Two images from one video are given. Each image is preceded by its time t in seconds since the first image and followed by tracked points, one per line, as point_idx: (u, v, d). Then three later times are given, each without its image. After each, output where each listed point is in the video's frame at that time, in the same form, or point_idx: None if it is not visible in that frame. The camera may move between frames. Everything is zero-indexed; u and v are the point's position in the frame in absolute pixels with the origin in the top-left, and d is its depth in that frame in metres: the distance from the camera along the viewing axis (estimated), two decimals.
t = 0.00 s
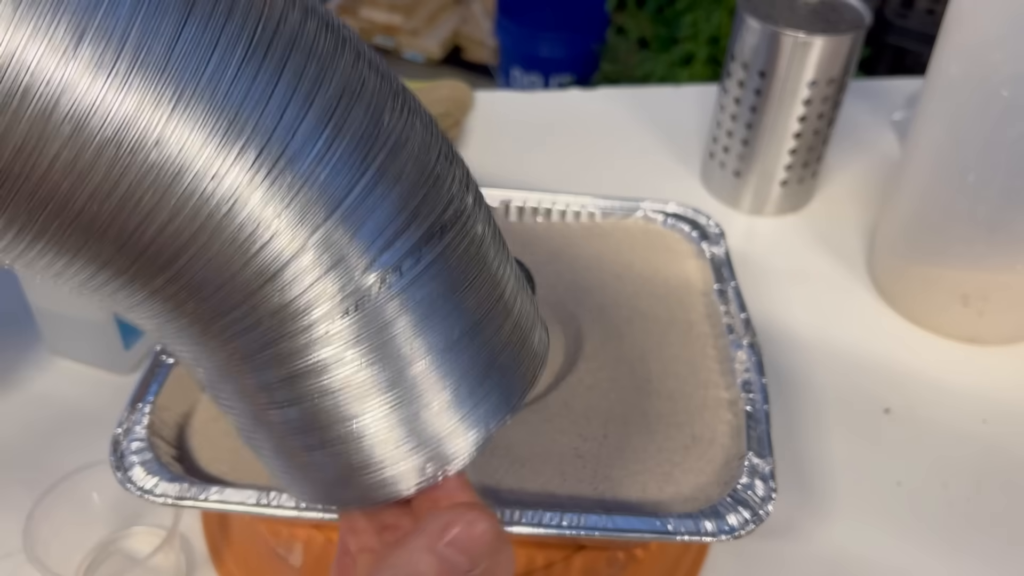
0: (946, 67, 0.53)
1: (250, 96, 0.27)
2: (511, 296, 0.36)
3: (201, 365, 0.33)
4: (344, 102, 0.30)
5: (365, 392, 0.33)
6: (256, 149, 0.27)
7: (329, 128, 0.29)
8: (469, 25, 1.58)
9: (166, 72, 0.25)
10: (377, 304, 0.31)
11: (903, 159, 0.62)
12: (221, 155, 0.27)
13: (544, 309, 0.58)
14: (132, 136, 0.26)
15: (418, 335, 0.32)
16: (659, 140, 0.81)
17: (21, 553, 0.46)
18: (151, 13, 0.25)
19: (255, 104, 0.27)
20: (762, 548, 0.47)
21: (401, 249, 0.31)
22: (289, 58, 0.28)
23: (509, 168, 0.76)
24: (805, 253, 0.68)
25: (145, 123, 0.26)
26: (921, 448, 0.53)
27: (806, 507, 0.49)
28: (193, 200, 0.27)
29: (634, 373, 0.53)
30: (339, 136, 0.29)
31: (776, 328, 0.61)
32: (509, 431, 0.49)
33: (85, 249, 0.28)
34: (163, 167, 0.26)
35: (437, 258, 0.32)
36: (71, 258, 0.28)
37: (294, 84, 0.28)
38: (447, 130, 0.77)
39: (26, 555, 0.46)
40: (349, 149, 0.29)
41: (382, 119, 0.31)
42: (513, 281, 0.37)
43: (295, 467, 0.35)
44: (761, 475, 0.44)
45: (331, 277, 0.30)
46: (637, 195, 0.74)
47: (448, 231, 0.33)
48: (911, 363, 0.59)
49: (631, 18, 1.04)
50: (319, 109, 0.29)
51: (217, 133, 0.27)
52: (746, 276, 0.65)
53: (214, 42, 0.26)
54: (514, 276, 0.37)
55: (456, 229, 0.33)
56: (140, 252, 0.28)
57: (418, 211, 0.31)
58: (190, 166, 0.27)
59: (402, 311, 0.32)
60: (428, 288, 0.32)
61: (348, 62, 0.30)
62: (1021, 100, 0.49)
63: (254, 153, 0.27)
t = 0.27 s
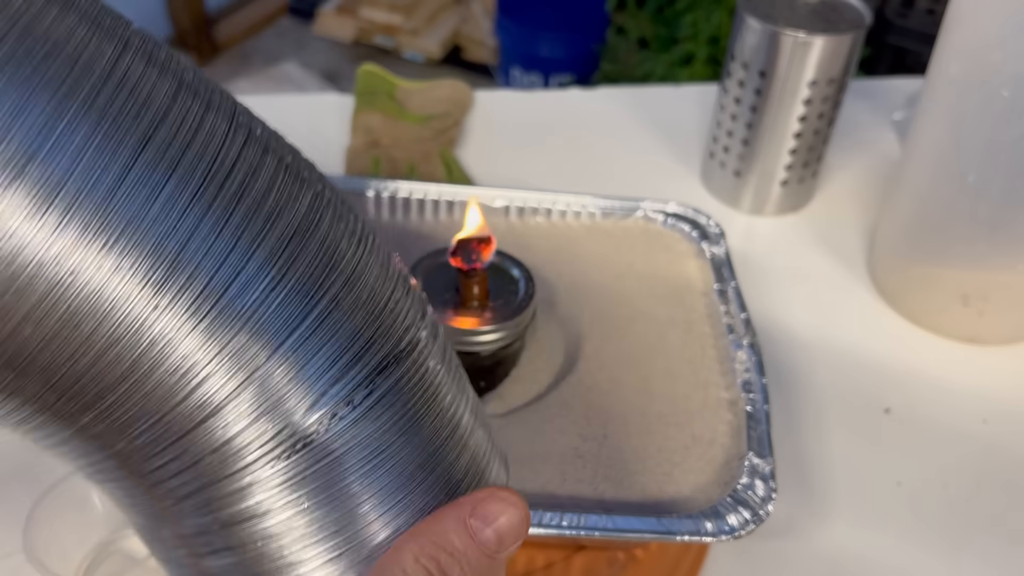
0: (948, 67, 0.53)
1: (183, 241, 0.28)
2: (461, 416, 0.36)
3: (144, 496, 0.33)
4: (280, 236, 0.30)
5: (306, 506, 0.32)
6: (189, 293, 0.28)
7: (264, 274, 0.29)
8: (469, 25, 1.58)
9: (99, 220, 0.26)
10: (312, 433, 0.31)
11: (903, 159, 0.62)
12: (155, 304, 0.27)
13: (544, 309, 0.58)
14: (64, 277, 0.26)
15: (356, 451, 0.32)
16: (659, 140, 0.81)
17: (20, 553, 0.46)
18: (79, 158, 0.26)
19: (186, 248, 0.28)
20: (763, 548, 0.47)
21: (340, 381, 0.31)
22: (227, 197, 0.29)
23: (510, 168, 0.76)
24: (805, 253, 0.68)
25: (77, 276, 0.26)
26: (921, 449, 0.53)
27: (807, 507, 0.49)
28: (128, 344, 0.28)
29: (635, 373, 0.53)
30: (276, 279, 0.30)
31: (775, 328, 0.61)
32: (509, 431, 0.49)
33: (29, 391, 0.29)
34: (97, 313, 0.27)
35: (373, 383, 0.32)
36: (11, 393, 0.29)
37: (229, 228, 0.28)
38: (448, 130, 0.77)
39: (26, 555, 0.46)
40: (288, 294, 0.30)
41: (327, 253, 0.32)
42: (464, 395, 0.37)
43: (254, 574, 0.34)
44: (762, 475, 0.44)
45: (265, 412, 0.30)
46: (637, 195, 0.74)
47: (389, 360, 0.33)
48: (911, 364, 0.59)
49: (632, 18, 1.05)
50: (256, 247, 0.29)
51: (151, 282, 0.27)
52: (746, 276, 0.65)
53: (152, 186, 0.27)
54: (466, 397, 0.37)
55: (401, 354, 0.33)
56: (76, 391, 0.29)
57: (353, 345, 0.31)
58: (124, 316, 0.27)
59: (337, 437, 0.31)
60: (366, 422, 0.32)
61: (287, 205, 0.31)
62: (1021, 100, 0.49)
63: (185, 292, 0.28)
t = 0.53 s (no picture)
0: (948, 66, 0.53)
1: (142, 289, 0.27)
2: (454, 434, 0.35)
3: (117, 572, 0.31)
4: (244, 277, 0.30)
5: (282, 515, 0.30)
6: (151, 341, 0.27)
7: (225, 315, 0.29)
8: (470, 25, 1.58)
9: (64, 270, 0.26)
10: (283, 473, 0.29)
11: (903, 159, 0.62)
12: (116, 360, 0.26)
13: (544, 309, 0.58)
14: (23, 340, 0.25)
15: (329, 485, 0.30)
16: (659, 140, 0.81)
17: (20, 554, 0.46)
18: (52, 218, 0.26)
19: (149, 301, 0.27)
20: (764, 549, 0.47)
21: (307, 412, 0.30)
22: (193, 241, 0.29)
23: (510, 168, 0.76)
24: (805, 253, 0.68)
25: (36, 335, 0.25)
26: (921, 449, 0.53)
27: (807, 507, 0.49)
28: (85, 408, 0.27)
29: (635, 373, 0.53)
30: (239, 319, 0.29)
31: (775, 328, 0.61)
32: (509, 431, 0.49)
33: None
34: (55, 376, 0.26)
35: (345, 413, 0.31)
36: None
37: (152, 250, 0.28)
38: (447, 131, 0.77)
39: (26, 555, 0.46)
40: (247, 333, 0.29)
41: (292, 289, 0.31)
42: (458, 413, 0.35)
43: None
44: (762, 475, 0.44)
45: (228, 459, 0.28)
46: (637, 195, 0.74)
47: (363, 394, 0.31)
48: (911, 363, 0.59)
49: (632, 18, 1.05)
50: (217, 291, 0.29)
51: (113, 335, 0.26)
52: (746, 276, 0.65)
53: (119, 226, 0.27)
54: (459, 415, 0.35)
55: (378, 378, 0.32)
56: None
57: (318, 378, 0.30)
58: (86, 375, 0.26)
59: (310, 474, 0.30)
60: (343, 453, 0.30)
61: (250, 247, 0.31)
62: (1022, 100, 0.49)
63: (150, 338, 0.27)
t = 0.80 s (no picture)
0: (946, 67, 0.53)
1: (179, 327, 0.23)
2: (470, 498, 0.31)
3: None
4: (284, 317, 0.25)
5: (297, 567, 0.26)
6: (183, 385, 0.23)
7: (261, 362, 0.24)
8: (470, 26, 1.58)
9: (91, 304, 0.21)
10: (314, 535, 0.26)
11: (902, 159, 0.62)
12: (145, 405, 0.22)
13: (544, 309, 0.58)
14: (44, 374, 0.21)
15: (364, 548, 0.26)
16: (659, 141, 0.81)
17: (23, 553, 0.46)
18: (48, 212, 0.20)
19: (179, 340, 0.23)
20: (763, 547, 0.47)
21: (344, 469, 0.26)
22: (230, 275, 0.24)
23: (510, 168, 0.77)
24: (804, 253, 0.69)
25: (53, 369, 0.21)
26: (919, 449, 0.53)
27: (806, 506, 0.49)
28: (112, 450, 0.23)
29: (634, 373, 0.53)
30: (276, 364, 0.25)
31: (774, 328, 0.61)
32: (509, 430, 0.49)
33: (11, 487, 0.23)
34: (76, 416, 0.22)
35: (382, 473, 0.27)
36: None
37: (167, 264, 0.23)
38: (448, 132, 0.78)
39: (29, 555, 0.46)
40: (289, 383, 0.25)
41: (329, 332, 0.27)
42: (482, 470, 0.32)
43: None
44: (760, 474, 0.45)
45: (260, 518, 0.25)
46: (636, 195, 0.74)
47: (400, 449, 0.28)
48: (909, 363, 0.59)
49: (631, 19, 1.08)
50: (255, 333, 0.24)
51: (148, 377, 0.22)
52: (746, 276, 0.66)
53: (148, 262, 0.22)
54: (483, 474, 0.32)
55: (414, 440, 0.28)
56: None
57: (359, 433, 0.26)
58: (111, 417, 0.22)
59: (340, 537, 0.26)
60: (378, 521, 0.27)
61: (288, 279, 0.26)
62: (1018, 101, 0.49)
63: (183, 385, 0.23)
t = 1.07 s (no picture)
0: (946, 68, 0.53)
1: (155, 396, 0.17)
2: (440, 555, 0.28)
3: None
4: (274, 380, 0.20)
5: None
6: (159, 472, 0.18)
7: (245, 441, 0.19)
8: (470, 27, 1.59)
9: (48, 363, 0.16)
10: None
11: (901, 159, 0.62)
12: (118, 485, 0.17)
13: (544, 309, 0.58)
14: None
15: None
16: (658, 142, 0.82)
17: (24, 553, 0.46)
18: None
19: (174, 424, 0.18)
20: (763, 547, 0.47)
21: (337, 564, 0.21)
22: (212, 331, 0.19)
23: (510, 169, 0.77)
24: (804, 254, 0.69)
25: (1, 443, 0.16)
26: (919, 449, 0.53)
27: (806, 506, 0.49)
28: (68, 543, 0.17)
29: (633, 373, 0.53)
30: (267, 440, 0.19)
31: (773, 329, 0.62)
32: (509, 429, 0.49)
33: None
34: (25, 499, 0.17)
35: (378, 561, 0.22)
36: None
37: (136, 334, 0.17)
38: (448, 132, 0.78)
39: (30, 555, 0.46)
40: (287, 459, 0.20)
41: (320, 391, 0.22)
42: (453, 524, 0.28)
43: None
44: (759, 473, 0.44)
45: None
46: (636, 195, 0.74)
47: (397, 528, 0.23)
48: (907, 363, 0.59)
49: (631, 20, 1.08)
50: (243, 387, 0.19)
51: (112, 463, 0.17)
52: (745, 276, 0.66)
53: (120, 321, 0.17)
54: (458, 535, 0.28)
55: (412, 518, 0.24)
56: None
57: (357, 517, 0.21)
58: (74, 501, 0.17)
59: None
60: None
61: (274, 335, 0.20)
62: (1018, 102, 0.49)
63: (165, 469, 0.18)
